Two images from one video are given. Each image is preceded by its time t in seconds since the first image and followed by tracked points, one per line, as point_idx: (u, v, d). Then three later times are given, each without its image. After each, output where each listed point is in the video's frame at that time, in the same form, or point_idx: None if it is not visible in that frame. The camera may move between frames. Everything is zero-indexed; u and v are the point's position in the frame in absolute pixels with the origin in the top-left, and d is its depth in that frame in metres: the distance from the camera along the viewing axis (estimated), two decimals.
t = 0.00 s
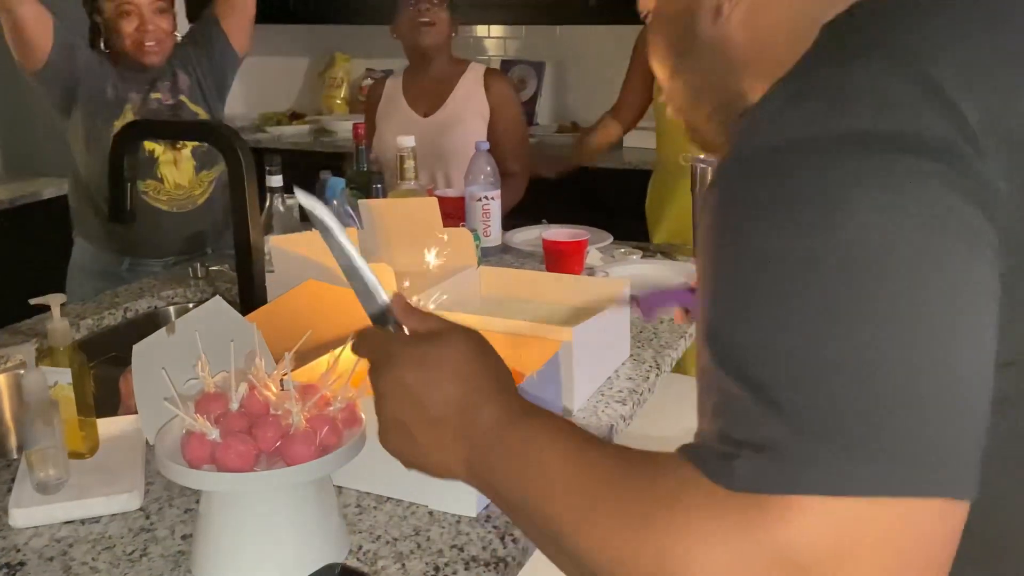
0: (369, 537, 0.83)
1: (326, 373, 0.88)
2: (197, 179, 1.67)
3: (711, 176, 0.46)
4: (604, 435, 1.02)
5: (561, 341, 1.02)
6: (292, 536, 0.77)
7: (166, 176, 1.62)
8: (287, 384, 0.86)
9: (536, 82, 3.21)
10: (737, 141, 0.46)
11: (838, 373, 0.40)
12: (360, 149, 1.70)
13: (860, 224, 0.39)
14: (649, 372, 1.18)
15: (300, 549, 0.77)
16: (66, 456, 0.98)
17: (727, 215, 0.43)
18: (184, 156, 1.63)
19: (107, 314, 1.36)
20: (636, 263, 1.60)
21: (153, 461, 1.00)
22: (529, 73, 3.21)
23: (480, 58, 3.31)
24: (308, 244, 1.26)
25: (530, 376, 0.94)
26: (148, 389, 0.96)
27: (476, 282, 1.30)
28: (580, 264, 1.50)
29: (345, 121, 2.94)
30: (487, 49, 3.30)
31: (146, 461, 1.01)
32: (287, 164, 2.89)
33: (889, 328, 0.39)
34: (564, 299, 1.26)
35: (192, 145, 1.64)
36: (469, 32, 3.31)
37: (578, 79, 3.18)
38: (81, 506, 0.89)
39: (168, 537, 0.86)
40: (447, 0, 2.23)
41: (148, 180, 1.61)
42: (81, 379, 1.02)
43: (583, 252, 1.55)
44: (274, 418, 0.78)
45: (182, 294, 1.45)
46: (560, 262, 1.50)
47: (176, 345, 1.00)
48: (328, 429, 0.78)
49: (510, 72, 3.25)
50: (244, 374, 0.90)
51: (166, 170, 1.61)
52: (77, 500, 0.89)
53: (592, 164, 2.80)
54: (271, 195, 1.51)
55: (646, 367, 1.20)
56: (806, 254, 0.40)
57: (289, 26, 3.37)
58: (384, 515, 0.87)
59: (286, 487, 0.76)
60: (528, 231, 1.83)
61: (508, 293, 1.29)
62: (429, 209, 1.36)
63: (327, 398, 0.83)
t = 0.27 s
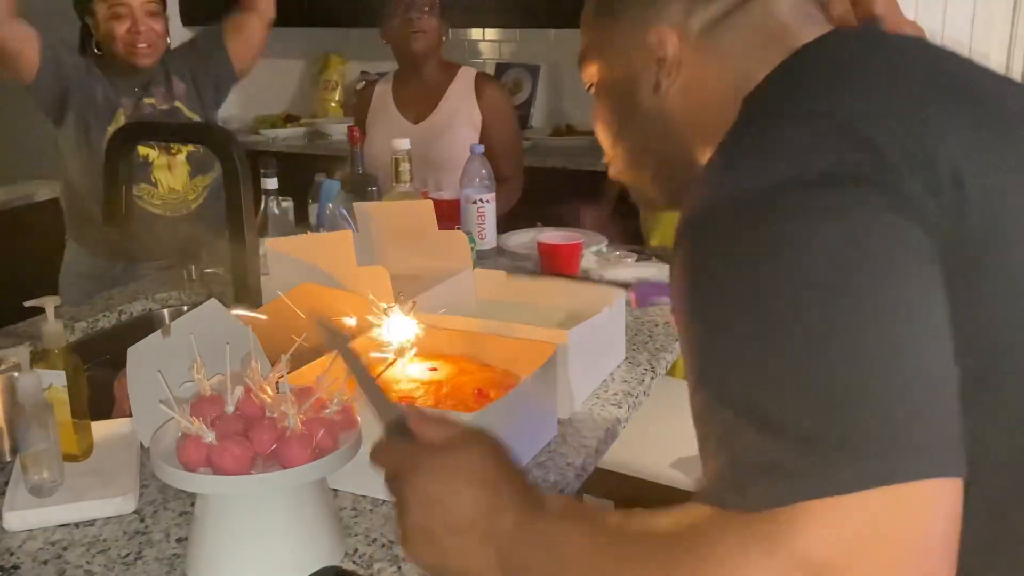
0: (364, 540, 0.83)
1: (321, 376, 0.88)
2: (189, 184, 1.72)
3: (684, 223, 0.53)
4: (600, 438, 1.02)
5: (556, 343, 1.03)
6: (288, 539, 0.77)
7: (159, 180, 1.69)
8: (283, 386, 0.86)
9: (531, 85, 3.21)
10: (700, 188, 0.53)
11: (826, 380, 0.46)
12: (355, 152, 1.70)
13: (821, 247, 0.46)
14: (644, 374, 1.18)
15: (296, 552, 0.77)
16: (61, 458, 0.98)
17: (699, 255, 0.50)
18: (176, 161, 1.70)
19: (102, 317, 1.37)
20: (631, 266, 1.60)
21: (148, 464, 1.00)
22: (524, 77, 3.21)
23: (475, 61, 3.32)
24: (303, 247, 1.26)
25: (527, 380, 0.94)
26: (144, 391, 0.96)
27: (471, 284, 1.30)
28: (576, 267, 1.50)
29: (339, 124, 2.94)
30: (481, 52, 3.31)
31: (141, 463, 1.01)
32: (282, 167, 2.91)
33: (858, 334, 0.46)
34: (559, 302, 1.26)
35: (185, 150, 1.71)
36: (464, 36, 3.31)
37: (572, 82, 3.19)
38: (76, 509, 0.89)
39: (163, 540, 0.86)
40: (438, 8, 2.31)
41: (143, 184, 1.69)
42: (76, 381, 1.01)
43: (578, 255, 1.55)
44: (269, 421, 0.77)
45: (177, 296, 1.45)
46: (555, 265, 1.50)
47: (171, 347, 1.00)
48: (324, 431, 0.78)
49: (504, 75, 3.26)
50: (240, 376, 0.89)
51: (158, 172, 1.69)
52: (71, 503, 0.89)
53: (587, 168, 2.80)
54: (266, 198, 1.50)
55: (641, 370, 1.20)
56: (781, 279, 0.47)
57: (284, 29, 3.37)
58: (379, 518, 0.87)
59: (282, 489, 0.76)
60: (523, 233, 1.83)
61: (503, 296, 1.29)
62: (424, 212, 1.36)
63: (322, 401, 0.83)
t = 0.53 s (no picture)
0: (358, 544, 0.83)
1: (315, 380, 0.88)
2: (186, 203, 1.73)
3: (638, 249, 0.55)
4: (593, 443, 1.02)
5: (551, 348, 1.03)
6: (281, 544, 0.77)
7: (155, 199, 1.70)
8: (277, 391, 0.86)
9: (523, 90, 3.22)
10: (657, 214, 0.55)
11: (777, 390, 0.49)
12: (348, 156, 1.70)
13: (775, 264, 0.49)
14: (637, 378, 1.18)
15: (290, 555, 0.77)
16: (53, 463, 0.98)
17: (654, 282, 0.52)
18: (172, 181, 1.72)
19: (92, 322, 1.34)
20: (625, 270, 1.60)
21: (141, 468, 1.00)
22: (516, 81, 3.22)
23: (467, 66, 3.32)
24: (296, 252, 1.26)
25: (520, 385, 0.94)
26: (137, 395, 0.96)
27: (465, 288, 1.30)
28: (569, 271, 1.51)
29: (331, 128, 2.93)
30: (473, 57, 3.31)
31: (134, 467, 1.01)
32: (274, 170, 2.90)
33: (808, 351, 0.49)
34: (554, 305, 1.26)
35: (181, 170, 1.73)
36: (456, 40, 3.32)
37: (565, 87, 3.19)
38: (69, 514, 0.89)
39: (156, 545, 0.85)
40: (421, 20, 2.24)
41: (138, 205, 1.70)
42: (68, 386, 1.01)
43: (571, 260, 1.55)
44: (263, 425, 0.78)
45: (170, 300, 1.45)
46: (548, 269, 1.50)
47: (165, 352, 1.00)
48: (318, 435, 0.78)
49: (495, 81, 3.26)
50: (234, 380, 0.89)
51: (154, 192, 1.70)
52: (64, 507, 0.89)
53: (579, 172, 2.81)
54: (259, 201, 1.50)
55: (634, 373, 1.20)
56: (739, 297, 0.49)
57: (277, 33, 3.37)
58: (373, 522, 0.87)
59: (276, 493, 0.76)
60: (516, 238, 1.83)
61: (496, 301, 1.30)
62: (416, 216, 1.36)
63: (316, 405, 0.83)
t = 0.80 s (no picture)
0: (349, 549, 0.83)
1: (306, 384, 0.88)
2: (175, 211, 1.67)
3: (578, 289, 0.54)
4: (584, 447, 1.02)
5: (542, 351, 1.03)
6: (270, 549, 0.77)
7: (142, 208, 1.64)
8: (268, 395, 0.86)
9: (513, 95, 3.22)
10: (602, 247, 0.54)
11: (727, 401, 0.48)
12: (337, 161, 1.70)
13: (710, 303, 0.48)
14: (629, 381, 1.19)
15: (280, 560, 0.77)
16: (43, 467, 0.98)
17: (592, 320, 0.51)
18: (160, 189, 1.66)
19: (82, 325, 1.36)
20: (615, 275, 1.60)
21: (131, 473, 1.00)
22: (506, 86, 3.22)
23: (457, 71, 3.32)
24: (286, 256, 1.26)
25: (510, 390, 0.94)
26: (126, 400, 0.96)
27: (455, 293, 1.31)
28: (559, 276, 1.51)
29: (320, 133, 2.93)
30: (463, 62, 3.32)
31: (124, 472, 1.00)
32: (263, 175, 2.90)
33: (762, 364, 0.48)
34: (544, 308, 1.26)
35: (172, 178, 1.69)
36: (446, 46, 3.32)
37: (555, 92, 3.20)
38: (59, 518, 0.88)
39: (145, 550, 0.85)
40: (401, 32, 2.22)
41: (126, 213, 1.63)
42: (58, 391, 1.01)
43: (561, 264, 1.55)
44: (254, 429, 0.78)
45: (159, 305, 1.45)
46: (538, 274, 1.50)
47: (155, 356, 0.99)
48: (309, 439, 0.78)
49: (483, 87, 3.26)
50: (224, 385, 0.89)
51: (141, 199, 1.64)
52: (53, 512, 0.89)
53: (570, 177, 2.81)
54: (249, 206, 1.51)
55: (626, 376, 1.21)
56: (697, 303, 0.49)
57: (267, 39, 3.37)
58: (364, 526, 0.87)
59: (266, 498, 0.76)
60: (506, 243, 1.84)
61: (486, 305, 1.30)
62: (407, 221, 1.36)
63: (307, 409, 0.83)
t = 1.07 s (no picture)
0: (334, 555, 0.83)
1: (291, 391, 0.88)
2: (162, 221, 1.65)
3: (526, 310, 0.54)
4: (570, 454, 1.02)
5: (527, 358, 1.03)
6: (253, 556, 0.77)
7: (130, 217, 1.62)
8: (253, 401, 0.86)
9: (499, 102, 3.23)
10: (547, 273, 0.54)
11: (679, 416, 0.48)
12: (324, 168, 1.70)
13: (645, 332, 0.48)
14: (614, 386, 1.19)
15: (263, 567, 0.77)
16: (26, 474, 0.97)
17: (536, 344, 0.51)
18: (150, 199, 1.64)
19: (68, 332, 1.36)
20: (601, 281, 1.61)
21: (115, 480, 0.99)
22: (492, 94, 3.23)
23: (443, 78, 3.33)
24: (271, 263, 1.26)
25: (496, 396, 0.94)
26: (109, 407, 0.95)
27: (441, 300, 1.31)
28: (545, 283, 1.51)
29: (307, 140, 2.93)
30: (449, 69, 3.32)
31: (107, 479, 1.00)
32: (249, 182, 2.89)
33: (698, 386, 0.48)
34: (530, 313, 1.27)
35: (160, 189, 1.66)
36: (433, 53, 3.32)
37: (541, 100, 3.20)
38: (41, 526, 0.88)
39: (129, 557, 0.85)
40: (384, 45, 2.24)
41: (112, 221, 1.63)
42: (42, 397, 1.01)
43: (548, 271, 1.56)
44: (239, 435, 0.77)
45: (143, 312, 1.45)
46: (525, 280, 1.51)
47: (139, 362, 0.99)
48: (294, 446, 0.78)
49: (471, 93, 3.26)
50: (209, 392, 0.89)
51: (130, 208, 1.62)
52: (35, 519, 0.88)
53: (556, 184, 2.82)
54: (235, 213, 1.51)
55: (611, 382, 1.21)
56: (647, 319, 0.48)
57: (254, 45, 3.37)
58: (349, 533, 0.87)
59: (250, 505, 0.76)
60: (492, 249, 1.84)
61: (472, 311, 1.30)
62: (393, 228, 1.37)
63: (291, 416, 0.83)
